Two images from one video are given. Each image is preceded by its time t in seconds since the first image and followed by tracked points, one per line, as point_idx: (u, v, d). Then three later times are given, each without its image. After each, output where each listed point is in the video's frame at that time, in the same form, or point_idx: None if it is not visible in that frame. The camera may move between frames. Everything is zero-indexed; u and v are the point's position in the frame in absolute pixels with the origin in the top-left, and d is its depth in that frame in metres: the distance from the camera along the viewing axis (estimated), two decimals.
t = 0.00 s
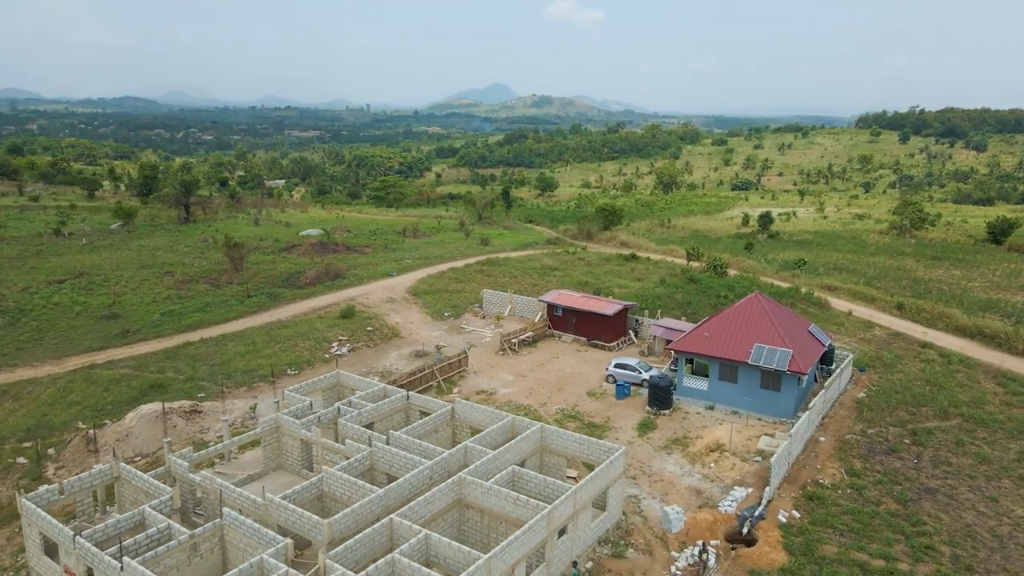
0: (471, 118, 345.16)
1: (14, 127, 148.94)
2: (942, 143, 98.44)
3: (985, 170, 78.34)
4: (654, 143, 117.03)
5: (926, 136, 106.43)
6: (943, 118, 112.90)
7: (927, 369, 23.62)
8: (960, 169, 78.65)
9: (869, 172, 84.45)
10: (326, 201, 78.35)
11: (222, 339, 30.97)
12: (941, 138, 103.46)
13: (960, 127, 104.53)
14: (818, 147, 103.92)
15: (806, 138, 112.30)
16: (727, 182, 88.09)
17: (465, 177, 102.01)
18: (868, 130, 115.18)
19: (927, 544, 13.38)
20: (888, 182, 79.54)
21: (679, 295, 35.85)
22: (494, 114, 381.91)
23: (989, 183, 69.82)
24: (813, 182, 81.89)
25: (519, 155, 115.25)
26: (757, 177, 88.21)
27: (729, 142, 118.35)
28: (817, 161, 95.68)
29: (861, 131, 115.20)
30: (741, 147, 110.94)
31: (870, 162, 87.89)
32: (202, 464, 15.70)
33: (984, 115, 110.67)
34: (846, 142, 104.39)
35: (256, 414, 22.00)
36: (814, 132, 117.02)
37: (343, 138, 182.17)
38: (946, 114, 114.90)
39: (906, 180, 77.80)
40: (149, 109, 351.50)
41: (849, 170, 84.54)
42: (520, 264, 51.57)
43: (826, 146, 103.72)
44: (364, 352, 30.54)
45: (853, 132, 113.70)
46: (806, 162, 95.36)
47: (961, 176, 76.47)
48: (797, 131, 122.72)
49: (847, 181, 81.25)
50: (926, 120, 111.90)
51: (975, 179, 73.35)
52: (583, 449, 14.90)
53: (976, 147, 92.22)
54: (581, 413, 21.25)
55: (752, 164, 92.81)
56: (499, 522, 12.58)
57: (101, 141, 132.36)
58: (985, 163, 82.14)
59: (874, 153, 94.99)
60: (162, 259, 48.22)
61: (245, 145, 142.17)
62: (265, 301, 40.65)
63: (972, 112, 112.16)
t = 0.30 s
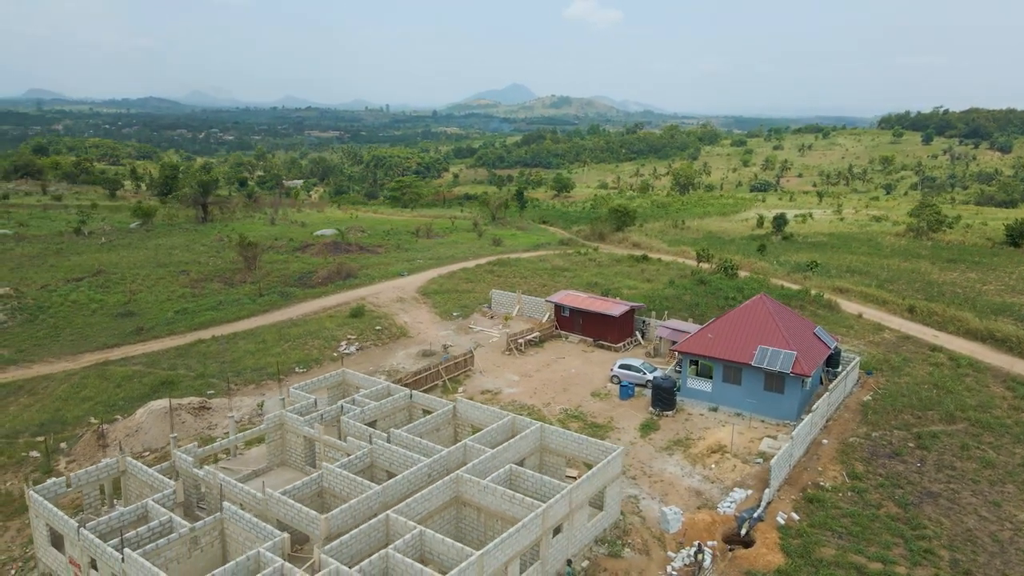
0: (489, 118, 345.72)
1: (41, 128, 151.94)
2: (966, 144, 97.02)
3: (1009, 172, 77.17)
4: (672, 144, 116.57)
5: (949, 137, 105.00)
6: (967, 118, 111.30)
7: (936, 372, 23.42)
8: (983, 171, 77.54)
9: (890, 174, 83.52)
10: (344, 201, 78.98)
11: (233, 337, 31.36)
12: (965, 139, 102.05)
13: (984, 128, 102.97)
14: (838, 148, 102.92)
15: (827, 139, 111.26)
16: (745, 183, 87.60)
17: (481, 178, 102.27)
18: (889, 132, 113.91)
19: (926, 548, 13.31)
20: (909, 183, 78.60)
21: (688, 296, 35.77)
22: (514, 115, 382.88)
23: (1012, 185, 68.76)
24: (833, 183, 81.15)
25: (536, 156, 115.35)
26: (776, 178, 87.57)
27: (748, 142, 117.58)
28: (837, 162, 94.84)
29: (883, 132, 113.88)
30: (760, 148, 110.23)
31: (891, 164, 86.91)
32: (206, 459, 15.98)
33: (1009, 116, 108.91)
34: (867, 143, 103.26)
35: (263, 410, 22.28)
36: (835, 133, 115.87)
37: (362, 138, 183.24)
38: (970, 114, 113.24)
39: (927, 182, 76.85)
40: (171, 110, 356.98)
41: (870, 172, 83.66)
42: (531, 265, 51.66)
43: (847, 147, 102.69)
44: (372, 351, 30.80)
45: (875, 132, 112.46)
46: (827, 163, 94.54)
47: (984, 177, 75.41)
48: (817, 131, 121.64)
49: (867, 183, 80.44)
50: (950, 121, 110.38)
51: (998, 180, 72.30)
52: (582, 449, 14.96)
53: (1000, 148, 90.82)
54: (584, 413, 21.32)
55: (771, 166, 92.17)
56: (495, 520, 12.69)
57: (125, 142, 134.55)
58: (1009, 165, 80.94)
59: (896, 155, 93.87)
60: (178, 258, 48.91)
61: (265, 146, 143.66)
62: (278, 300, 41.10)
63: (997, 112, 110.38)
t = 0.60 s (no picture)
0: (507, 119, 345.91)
1: (67, 128, 155.04)
2: (991, 146, 95.49)
3: None
4: (690, 144, 116.06)
5: (973, 138, 103.42)
6: (992, 119, 109.56)
7: (945, 376, 23.19)
8: (1008, 173, 76.29)
9: (912, 175, 82.47)
10: (360, 202, 79.53)
11: (244, 336, 31.76)
12: (989, 140, 100.44)
13: (1010, 129, 101.26)
14: (859, 149, 101.79)
15: (848, 140, 110.18)
16: (764, 185, 87.00)
17: (498, 178, 102.44)
18: (912, 132, 112.42)
19: (924, 552, 13.25)
20: (931, 185, 77.57)
21: (697, 297, 35.67)
22: (532, 116, 383.57)
23: None
24: (854, 185, 80.35)
25: (553, 157, 115.36)
26: (795, 179, 86.86)
27: (767, 143, 116.71)
28: (858, 163, 93.87)
29: (906, 133, 112.46)
30: (780, 149, 109.35)
31: (912, 165, 85.84)
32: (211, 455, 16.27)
33: None
34: (889, 144, 102.04)
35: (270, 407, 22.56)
36: (857, 134, 114.55)
37: (381, 138, 184.19)
38: (995, 115, 111.45)
39: (950, 184, 75.82)
40: (194, 110, 362.46)
41: (891, 174, 82.72)
42: (541, 265, 51.74)
43: (868, 148, 101.57)
44: (380, 350, 31.05)
45: (897, 134, 111.07)
46: (848, 165, 93.61)
47: (1008, 180, 74.20)
48: (838, 132, 120.40)
49: (888, 185, 79.54)
50: (974, 121, 108.68)
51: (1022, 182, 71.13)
52: (580, 449, 15.04)
53: None
54: (587, 414, 21.38)
55: (790, 167, 91.46)
56: (491, 518, 12.81)
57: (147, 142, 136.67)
58: None
59: (918, 156, 92.68)
60: (194, 256, 49.56)
61: (284, 146, 145.06)
62: (289, 299, 41.54)
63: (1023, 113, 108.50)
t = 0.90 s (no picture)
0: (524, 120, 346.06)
1: (92, 128, 157.82)
2: (1016, 147, 93.92)
3: None
4: (709, 146, 115.51)
5: (998, 139, 101.81)
6: (1017, 119, 107.81)
7: (953, 379, 22.99)
8: None
9: (934, 177, 81.47)
10: (376, 202, 80.09)
11: (254, 334, 32.12)
12: (1014, 141, 98.81)
13: None
14: (880, 151, 100.69)
15: (869, 141, 109.09)
16: (783, 186, 86.40)
17: (514, 179, 102.61)
18: (935, 133, 110.95)
19: (922, 556, 13.21)
20: (953, 187, 76.56)
21: (705, 299, 35.57)
22: (550, 117, 383.81)
23: None
24: (874, 187, 79.57)
25: (569, 158, 115.31)
26: (814, 181, 86.18)
27: (786, 144, 115.81)
28: (879, 165, 92.89)
29: (929, 134, 111.03)
30: (800, 150, 108.44)
31: (935, 167, 84.78)
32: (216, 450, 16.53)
33: None
34: (911, 145, 100.83)
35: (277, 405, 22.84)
36: (878, 135, 113.28)
37: (399, 139, 185.00)
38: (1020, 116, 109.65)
39: (973, 185, 74.81)
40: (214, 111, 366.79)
41: (913, 175, 81.80)
42: (552, 266, 51.81)
43: (890, 150, 100.44)
44: (387, 350, 31.28)
45: (920, 134, 109.68)
46: (868, 166, 92.63)
47: None
48: (859, 134, 119.15)
49: (910, 186, 78.67)
50: (999, 122, 107.06)
51: None
52: (578, 448, 15.12)
53: None
54: (590, 414, 21.44)
55: (810, 168, 90.74)
56: (488, 515, 12.93)
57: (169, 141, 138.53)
58: None
59: (940, 157, 91.47)
60: (210, 255, 50.20)
61: (302, 146, 146.38)
62: (301, 298, 41.96)
63: None
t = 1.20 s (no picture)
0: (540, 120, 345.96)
1: (115, 129, 160.12)
2: None
3: None
4: (727, 146, 114.87)
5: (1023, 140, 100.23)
6: None
7: (961, 383, 22.78)
8: None
9: (956, 179, 80.42)
10: (392, 202, 80.54)
11: (264, 332, 32.51)
12: None
13: None
14: (901, 152, 99.49)
15: (890, 142, 107.88)
16: (801, 187, 85.77)
17: (529, 180, 102.67)
18: (958, 134, 109.48)
19: (920, 559, 13.16)
20: (976, 189, 75.52)
21: (714, 300, 35.47)
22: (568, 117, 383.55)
23: None
24: (895, 189, 78.77)
25: (586, 159, 115.20)
26: (834, 182, 85.47)
27: (805, 145, 114.89)
28: (900, 166, 91.89)
29: (952, 135, 109.54)
30: (820, 151, 107.47)
31: (957, 168, 83.70)
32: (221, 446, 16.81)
33: None
34: (934, 146, 99.58)
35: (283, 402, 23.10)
36: (899, 136, 112.04)
37: (417, 139, 185.88)
38: None
39: (996, 187, 73.82)
40: (234, 111, 370.88)
41: (935, 177, 80.85)
42: (562, 267, 51.87)
43: (911, 151, 99.29)
44: (395, 349, 31.52)
45: (943, 135, 108.26)
46: (889, 167, 91.66)
47: None
48: (880, 134, 117.87)
49: (931, 188, 77.76)
50: None
51: None
52: (577, 448, 15.21)
53: None
54: (593, 414, 21.51)
55: (830, 169, 90.02)
56: (484, 513, 13.07)
57: (189, 141, 140.26)
58: None
59: (963, 158, 90.25)
60: (224, 254, 50.80)
61: (321, 147, 147.63)
62: (312, 297, 42.37)
63: None
